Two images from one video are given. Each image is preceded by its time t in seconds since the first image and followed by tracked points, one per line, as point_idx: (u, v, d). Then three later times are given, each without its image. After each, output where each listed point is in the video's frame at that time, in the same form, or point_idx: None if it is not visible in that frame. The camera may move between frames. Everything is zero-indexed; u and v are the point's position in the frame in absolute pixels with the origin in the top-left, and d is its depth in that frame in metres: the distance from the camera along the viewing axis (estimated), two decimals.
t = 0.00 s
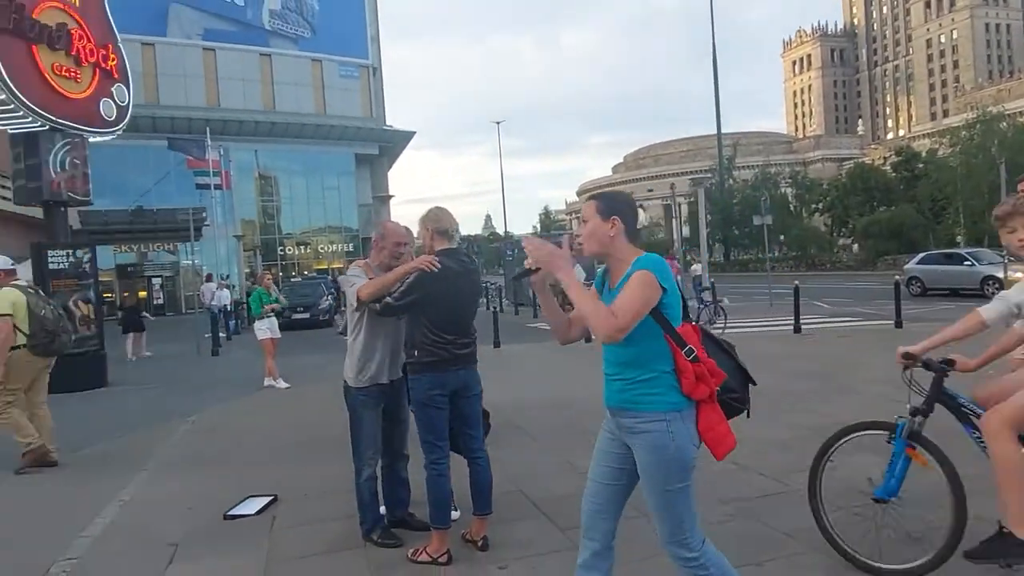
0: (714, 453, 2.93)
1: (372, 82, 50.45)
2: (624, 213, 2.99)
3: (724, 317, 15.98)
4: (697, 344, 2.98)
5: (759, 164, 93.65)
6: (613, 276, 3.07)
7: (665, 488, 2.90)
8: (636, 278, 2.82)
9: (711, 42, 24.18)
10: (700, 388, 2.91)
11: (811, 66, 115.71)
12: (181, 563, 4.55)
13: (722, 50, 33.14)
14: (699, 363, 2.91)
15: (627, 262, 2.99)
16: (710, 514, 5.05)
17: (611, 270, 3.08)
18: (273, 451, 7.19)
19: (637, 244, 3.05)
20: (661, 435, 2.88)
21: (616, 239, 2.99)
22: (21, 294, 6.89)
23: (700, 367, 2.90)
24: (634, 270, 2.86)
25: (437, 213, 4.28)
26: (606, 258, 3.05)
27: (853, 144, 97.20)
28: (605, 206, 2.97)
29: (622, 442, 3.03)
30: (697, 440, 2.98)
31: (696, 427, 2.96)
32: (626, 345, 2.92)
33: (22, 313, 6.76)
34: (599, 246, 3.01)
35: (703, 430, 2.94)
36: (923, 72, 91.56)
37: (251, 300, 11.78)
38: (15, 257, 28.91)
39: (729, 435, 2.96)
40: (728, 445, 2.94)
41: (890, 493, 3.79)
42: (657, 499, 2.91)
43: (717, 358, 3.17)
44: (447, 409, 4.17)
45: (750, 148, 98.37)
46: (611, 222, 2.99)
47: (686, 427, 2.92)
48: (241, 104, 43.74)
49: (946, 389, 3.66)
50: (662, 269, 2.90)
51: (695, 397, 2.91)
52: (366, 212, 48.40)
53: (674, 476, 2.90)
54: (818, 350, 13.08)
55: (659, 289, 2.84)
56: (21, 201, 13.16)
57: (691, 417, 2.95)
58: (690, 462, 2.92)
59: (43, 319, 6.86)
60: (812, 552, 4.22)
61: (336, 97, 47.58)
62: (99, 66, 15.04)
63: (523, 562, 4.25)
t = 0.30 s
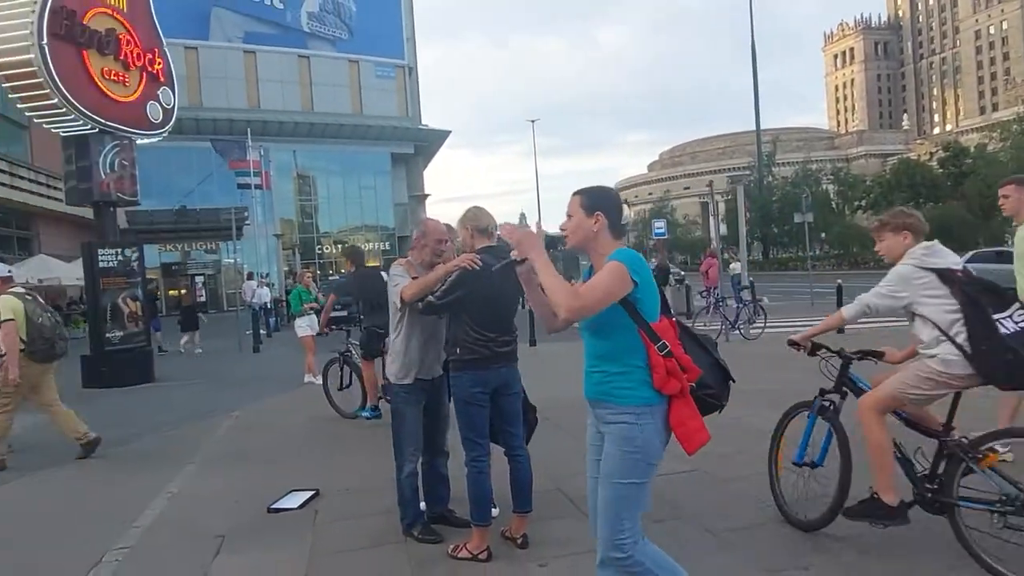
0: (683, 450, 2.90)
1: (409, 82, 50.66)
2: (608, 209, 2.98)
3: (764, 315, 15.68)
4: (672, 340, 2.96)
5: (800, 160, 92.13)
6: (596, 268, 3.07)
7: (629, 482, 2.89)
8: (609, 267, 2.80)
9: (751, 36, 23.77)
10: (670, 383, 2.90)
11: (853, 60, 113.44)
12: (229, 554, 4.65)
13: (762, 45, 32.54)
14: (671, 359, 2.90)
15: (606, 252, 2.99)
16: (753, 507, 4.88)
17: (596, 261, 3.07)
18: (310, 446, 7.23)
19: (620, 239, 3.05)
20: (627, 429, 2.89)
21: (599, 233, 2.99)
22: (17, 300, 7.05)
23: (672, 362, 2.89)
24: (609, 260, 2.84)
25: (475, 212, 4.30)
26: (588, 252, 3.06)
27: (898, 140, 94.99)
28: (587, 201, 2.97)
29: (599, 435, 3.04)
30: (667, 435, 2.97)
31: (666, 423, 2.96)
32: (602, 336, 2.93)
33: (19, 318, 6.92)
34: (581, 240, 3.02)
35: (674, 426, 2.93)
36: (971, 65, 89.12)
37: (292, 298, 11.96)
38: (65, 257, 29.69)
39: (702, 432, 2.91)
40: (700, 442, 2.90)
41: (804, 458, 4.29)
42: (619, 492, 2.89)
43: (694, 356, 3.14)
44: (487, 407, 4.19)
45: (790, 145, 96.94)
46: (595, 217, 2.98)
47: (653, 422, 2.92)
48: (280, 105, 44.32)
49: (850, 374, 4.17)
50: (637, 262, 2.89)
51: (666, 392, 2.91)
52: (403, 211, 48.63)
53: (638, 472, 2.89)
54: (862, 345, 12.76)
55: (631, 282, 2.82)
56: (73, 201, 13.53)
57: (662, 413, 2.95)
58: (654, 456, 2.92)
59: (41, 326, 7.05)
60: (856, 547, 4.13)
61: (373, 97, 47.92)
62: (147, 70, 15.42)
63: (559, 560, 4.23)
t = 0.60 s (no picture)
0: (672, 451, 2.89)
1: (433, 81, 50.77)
2: (604, 209, 2.96)
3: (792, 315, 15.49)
4: (664, 341, 2.94)
5: (828, 158, 91.05)
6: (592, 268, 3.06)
7: (613, 479, 2.90)
8: (600, 273, 2.83)
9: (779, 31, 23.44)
10: (659, 384, 2.88)
11: (883, 55, 111.82)
12: (261, 549, 4.71)
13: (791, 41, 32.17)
14: (661, 359, 2.88)
15: (600, 253, 2.97)
16: (784, 508, 4.77)
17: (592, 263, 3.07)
18: (337, 444, 7.28)
19: (616, 240, 3.02)
20: (610, 427, 2.90)
21: (595, 236, 2.97)
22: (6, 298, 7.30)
23: (661, 363, 2.88)
24: (599, 265, 2.87)
25: (505, 210, 4.29)
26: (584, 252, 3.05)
27: (930, 136, 93.44)
28: (582, 202, 2.96)
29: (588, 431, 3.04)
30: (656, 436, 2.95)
31: (656, 423, 2.94)
32: (593, 337, 2.94)
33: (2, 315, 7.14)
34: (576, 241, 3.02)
35: (663, 427, 2.92)
36: (1004, 60, 87.40)
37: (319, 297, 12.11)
38: (98, 255, 30.17)
39: (694, 434, 2.92)
40: (690, 444, 2.89)
41: (755, 433, 4.97)
42: (600, 491, 2.90)
43: (687, 356, 3.11)
44: (516, 406, 4.20)
45: (818, 142, 95.91)
46: (589, 218, 2.96)
47: (638, 422, 2.91)
48: (307, 105, 44.67)
49: (783, 361, 4.73)
50: (628, 265, 2.88)
51: (655, 393, 2.90)
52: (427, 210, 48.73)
53: (617, 469, 2.89)
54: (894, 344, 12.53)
55: (621, 285, 2.85)
56: (106, 200, 13.76)
57: (650, 413, 2.93)
58: (635, 457, 2.92)
59: (24, 322, 7.20)
60: (890, 548, 4.08)
61: (399, 96, 48.13)
62: (178, 71, 15.62)
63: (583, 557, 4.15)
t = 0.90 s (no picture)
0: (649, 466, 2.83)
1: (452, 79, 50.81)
2: (583, 219, 2.94)
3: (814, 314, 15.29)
4: (645, 353, 2.89)
5: (851, 155, 90.15)
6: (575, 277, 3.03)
7: (593, 492, 2.86)
8: (574, 288, 2.77)
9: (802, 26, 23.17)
10: (638, 397, 2.82)
11: (906, 51, 110.49)
12: (285, 544, 4.75)
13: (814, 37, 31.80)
14: (640, 372, 2.82)
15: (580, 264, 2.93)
16: (811, 513, 4.67)
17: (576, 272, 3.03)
18: (357, 442, 7.26)
19: (598, 249, 2.97)
20: (587, 439, 2.86)
21: (574, 244, 2.93)
22: None
23: (640, 376, 2.81)
24: (575, 279, 2.80)
25: (533, 207, 4.27)
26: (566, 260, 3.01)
27: (955, 132, 92.25)
28: (563, 211, 2.94)
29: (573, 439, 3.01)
30: (636, 450, 2.89)
31: (636, 436, 2.88)
32: (572, 348, 2.91)
33: None
34: (558, 250, 2.99)
35: (642, 440, 2.85)
36: None
37: (340, 294, 12.14)
38: (122, 254, 30.54)
39: (672, 450, 2.82)
40: (669, 458, 2.81)
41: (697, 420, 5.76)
42: (583, 501, 2.87)
43: (671, 368, 3.03)
44: (540, 405, 4.20)
45: (840, 139, 95.01)
46: (568, 228, 2.95)
47: (616, 435, 2.85)
48: (327, 104, 44.89)
49: (715, 355, 5.45)
50: (607, 276, 2.82)
51: (634, 406, 2.83)
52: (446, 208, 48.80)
53: (596, 481, 2.85)
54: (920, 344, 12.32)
55: (600, 300, 2.78)
56: (132, 200, 13.93)
57: (630, 425, 2.87)
58: (616, 470, 2.86)
59: None
60: (918, 552, 4.02)
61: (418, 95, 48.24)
62: (200, 72, 15.75)
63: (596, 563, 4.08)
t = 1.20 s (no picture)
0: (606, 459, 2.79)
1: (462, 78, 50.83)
2: (540, 211, 2.92)
3: (827, 314, 15.18)
4: (599, 347, 2.86)
5: (863, 153, 89.76)
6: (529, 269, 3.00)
7: (552, 488, 2.78)
8: (530, 283, 2.76)
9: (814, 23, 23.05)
10: (591, 390, 2.78)
11: (919, 49, 109.91)
12: (298, 543, 4.74)
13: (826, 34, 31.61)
14: (593, 366, 2.80)
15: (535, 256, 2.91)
16: (831, 517, 4.57)
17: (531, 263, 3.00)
18: (365, 441, 7.25)
19: (553, 242, 2.96)
20: (542, 434, 2.79)
21: (530, 236, 2.92)
22: None
23: (593, 370, 2.79)
24: (530, 272, 2.78)
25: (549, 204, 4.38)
26: (520, 253, 3.00)
27: (969, 130, 91.66)
28: (518, 203, 2.93)
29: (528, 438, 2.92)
30: (592, 446, 2.83)
31: (590, 431, 2.82)
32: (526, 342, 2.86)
33: None
34: (515, 243, 2.98)
35: (597, 434, 2.80)
36: None
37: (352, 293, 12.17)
38: (136, 253, 30.77)
39: (626, 443, 2.81)
40: (622, 453, 2.79)
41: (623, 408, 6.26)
42: (544, 498, 2.79)
43: (629, 362, 3.04)
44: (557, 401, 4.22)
45: (852, 138, 94.64)
46: (525, 220, 2.93)
47: (571, 430, 2.79)
48: (337, 103, 44.98)
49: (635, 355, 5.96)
50: (561, 269, 2.80)
51: (587, 399, 2.79)
52: (456, 207, 48.82)
53: (555, 478, 2.78)
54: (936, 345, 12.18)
55: (553, 293, 2.75)
56: (145, 198, 13.98)
57: (585, 419, 2.82)
58: (573, 464, 2.79)
59: None
60: (936, 553, 3.98)
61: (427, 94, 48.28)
62: (213, 71, 15.83)
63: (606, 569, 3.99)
